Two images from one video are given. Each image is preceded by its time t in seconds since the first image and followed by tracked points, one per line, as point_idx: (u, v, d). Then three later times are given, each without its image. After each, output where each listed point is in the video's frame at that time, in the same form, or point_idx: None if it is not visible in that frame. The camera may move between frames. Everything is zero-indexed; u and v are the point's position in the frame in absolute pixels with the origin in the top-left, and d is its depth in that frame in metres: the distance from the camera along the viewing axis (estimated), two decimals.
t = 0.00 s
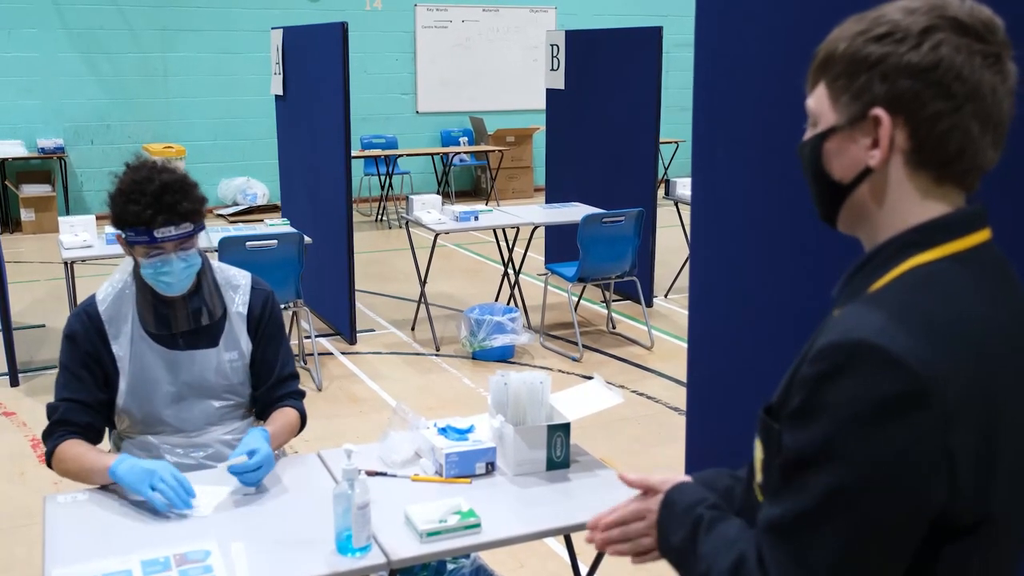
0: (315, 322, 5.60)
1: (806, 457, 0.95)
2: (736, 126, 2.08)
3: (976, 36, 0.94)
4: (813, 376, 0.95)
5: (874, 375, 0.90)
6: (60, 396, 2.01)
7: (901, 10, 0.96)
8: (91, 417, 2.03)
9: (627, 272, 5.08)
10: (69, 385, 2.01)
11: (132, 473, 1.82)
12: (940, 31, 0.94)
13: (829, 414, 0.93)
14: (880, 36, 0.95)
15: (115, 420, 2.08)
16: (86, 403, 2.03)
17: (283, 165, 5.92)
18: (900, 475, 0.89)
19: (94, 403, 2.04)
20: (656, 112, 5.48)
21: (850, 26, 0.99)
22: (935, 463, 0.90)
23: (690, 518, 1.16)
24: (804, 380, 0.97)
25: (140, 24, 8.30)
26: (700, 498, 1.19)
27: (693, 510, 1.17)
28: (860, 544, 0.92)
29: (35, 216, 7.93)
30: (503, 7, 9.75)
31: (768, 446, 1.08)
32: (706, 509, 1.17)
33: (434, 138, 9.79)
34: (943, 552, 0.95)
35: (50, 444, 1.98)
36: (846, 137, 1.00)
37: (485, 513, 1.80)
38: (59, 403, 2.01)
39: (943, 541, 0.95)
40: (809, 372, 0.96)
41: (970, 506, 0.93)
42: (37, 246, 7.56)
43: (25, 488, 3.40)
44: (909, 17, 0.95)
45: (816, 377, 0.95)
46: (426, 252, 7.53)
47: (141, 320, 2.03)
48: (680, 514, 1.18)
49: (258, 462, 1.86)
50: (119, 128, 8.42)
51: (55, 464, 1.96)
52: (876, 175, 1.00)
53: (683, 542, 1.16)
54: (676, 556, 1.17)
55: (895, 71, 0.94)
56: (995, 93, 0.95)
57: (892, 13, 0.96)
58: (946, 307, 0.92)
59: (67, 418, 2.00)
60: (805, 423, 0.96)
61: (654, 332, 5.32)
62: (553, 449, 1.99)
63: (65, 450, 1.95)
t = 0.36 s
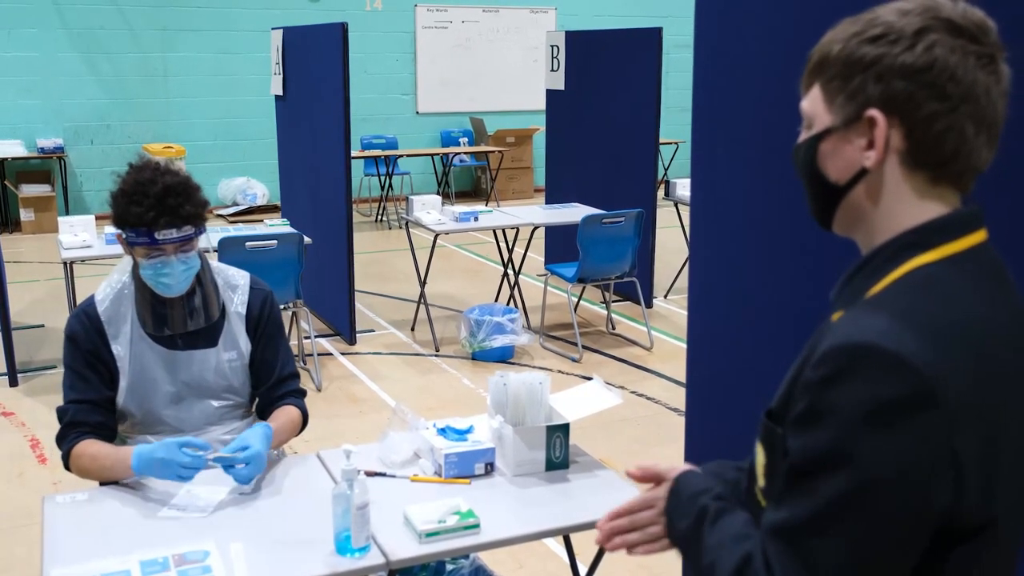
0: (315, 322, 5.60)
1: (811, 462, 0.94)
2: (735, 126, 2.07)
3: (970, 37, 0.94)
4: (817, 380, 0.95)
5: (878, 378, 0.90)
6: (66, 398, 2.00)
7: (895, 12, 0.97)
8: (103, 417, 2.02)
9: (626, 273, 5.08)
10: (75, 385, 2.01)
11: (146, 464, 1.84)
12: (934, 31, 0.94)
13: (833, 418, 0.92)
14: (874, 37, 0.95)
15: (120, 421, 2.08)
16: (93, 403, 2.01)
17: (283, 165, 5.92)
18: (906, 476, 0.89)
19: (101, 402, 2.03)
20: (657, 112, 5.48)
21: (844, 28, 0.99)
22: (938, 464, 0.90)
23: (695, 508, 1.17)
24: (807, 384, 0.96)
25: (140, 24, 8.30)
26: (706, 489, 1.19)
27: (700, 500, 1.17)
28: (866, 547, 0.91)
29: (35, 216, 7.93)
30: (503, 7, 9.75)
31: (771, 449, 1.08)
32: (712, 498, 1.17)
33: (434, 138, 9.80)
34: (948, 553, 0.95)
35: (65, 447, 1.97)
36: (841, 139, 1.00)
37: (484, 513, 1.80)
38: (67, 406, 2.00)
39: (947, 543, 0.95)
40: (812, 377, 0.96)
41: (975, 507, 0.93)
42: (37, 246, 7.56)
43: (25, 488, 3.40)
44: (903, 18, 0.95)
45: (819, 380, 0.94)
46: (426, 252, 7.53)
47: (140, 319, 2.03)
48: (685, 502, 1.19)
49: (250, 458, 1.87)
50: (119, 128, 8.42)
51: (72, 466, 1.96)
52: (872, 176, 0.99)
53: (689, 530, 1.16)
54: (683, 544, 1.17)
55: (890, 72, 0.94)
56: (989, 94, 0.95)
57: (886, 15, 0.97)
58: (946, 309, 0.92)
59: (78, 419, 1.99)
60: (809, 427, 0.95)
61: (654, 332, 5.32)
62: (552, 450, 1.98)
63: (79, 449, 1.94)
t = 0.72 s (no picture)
0: (313, 323, 5.59)
1: (807, 456, 0.94)
2: (734, 127, 2.07)
3: (955, 47, 0.94)
4: (813, 375, 0.95)
5: (874, 372, 0.90)
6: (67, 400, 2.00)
7: (881, 20, 0.96)
8: (104, 419, 2.03)
9: (625, 274, 5.08)
10: (75, 387, 2.01)
11: (135, 463, 1.86)
12: (919, 42, 0.94)
13: (829, 412, 0.92)
14: (860, 47, 0.95)
15: (122, 420, 2.08)
16: (94, 404, 2.02)
17: (282, 165, 5.92)
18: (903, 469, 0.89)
19: (101, 403, 2.03)
20: (656, 113, 5.48)
21: (831, 34, 0.99)
22: (935, 460, 0.89)
23: (684, 536, 1.14)
24: (803, 379, 0.97)
25: (139, 24, 8.30)
26: (695, 516, 1.17)
27: (692, 526, 1.15)
28: (861, 543, 0.91)
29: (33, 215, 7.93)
30: (502, 8, 9.75)
31: (767, 448, 1.08)
32: (700, 524, 1.15)
33: (433, 139, 9.80)
34: (944, 552, 0.95)
35: (67, 448, 1.98)
36: (827, 147, 1.01)
37: (482, 513, 1.80)
38: (69, 409, 2.00)
39: (944, 541, 0.95)
40: (809, 371, 0.96)
41: (971, 504, 0.93)
42: (35, 246, 7.56)
43: (22, 488, 3.40)
44: (888, 27, 0.95)
45: (815, 375, 0.95)
46: (424, 253, 7.53)
47: (139, 318, 2.02)
48: (673, 534, 1.16)
49: (252, 452, 1.88)
50: (118, 128, 8.42)
51: (76, 467, 1.97)
52: (856, 184, 1.00)
53: (678, 560, 1.13)
54: None
55: (874, 83, 0.94)
56: (973, 103, 0.94)
57: (872, 23, 0.96)
58: (942, 305, 0.92)
59: (79, 421, 1.99)
60: (804, 422, 0.95)
61: (652, 333, 5.32)
62: (550, 450, 1.98)
63: (83, 452, 1.95)
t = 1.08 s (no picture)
0: (311, 322, 5.59)
1: (796, 450, 0.95)
2: (732, 127, 2.07)
3: (940, 50, 0.94)
4: (805, 369, 0.96)
5: (866, 367, 0.90)
6: (59, 391, 2.00)
7: (864, 26, 0.96)
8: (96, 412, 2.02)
9: (623, 274, 5.08)
10: (68, 380, 2.01)
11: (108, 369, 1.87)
12: (903, 48, 0.94)
13: (819, 405, 0.93)
14: (845, 55, 0.96)
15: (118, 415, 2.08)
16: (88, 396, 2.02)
17: (280, 165, 5.92)
18: (892, 466, 0.89)
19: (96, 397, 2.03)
20: (654, 114, 5.49)
21: (816, 42, 0.99)
22: (925, 456, 0.90)
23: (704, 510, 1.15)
24: (796, 373, 0.97)
25: (138, 24, 8.29)
26: (711, 519, 1.13)
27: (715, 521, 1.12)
28: (847, 536, 0.91)
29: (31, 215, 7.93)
30: (501, 8, 9.75)
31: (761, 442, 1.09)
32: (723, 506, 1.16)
33: (432, 139, 9.80)
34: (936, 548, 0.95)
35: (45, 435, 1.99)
36: (820, 155, 1.01)
37: (479, 513, 1.80)
38: (59, 394, 2.00)
39: (935, 537, 0.96)
40: (801, 365, 0.97)
41: (961, 501, 0.93)
42: (34, 246, 7.55)
43: (20, 488, 3.40)
44: (873, 34, 0.95)
45: (807, 369, 0.95)
46: (423, 253, 7.53)
47: (137, 319, 2.02)
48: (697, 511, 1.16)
49: (247, 465, 1.86)
50: (117, 128, 8.42)
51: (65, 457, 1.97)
52: (851, 190, 1.01)
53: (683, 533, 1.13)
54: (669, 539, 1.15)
55: (861, 91, 0.95)
56: (962, 104, 0.94)
57: (856, 29, 0.97)
58: (936, 303, 0.93)
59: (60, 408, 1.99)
60: (796, 414, 0.96)
61: (650, 334, 5.32)
62: (548, 450, 1.98)
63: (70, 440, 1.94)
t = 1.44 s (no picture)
0: (309, 322, 5.58)
1: (794, 450, 0.95)
2: (730, 127, 2.08)
3: (957, 48, 0.94)
4: (806, 368, 0.95)
5: (867, 369, 0.90)
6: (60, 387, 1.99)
7: (881, 21, 0.96)
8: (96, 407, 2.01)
9: (621, 274, 5.08)
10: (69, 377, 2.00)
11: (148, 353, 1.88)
12: (920, 44, 0.93)
13: (818, 406, 0.93)
14: (861, 49, 0.95)
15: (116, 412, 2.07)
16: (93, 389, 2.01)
17: (278, 164, 5.92)
18: (888, 469, 0.89)
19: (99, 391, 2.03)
20: (652, 113, 5.49)
21: (830, 35, 0.98)
22: (922, 460, 0.90)
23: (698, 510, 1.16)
24: (795, 372, 0.97)
25: (136, 23, 8.28)
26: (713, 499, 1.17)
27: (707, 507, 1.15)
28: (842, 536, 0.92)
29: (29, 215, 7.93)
30: (500, 8, 9.75)
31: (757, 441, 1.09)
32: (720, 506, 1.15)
33: (430, 139, 9.79)
34: (930, 553, 0.96)
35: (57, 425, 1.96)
36: (829, 149, 1.01)
37: (478, 513, 1.80)
38: (66, 381, 1.99)
39: (930, 542, 0.96)
40: (802, 364, 0.96)
41: (956, 506, 0.93)
42: (31, 245, 7.55)
43: (17, 488, 3.39)
44: (889, 29, 0.95)
45: (808, 368, 0.95)
46: (421, 253, 7.53)
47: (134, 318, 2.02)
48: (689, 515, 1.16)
49: (240, 471, 1.86)
50: (115, 128, 8.41)
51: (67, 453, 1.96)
52: (859, 185, 1.01)
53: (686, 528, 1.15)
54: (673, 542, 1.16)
55: (875, 87, 0.95)
56: (975, 105, 0.95)
57: (872, 24, 0.96)
58: (938, 307, 0.93)
59: (71, 397, 1.98)
60: (794, 414, 0.96)
61: (648, 334, 5.32)
62: (546, 450, 1.98)
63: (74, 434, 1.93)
